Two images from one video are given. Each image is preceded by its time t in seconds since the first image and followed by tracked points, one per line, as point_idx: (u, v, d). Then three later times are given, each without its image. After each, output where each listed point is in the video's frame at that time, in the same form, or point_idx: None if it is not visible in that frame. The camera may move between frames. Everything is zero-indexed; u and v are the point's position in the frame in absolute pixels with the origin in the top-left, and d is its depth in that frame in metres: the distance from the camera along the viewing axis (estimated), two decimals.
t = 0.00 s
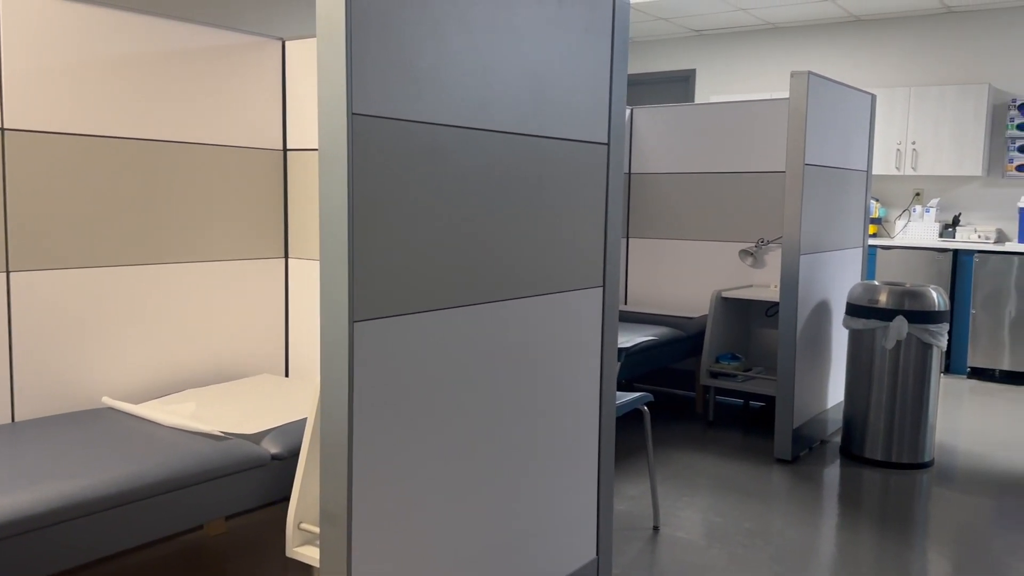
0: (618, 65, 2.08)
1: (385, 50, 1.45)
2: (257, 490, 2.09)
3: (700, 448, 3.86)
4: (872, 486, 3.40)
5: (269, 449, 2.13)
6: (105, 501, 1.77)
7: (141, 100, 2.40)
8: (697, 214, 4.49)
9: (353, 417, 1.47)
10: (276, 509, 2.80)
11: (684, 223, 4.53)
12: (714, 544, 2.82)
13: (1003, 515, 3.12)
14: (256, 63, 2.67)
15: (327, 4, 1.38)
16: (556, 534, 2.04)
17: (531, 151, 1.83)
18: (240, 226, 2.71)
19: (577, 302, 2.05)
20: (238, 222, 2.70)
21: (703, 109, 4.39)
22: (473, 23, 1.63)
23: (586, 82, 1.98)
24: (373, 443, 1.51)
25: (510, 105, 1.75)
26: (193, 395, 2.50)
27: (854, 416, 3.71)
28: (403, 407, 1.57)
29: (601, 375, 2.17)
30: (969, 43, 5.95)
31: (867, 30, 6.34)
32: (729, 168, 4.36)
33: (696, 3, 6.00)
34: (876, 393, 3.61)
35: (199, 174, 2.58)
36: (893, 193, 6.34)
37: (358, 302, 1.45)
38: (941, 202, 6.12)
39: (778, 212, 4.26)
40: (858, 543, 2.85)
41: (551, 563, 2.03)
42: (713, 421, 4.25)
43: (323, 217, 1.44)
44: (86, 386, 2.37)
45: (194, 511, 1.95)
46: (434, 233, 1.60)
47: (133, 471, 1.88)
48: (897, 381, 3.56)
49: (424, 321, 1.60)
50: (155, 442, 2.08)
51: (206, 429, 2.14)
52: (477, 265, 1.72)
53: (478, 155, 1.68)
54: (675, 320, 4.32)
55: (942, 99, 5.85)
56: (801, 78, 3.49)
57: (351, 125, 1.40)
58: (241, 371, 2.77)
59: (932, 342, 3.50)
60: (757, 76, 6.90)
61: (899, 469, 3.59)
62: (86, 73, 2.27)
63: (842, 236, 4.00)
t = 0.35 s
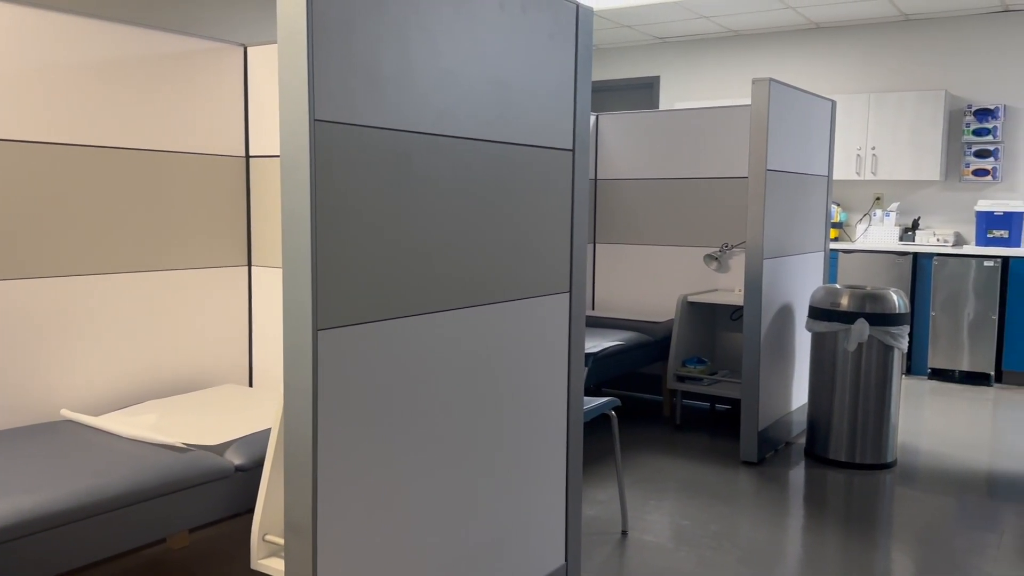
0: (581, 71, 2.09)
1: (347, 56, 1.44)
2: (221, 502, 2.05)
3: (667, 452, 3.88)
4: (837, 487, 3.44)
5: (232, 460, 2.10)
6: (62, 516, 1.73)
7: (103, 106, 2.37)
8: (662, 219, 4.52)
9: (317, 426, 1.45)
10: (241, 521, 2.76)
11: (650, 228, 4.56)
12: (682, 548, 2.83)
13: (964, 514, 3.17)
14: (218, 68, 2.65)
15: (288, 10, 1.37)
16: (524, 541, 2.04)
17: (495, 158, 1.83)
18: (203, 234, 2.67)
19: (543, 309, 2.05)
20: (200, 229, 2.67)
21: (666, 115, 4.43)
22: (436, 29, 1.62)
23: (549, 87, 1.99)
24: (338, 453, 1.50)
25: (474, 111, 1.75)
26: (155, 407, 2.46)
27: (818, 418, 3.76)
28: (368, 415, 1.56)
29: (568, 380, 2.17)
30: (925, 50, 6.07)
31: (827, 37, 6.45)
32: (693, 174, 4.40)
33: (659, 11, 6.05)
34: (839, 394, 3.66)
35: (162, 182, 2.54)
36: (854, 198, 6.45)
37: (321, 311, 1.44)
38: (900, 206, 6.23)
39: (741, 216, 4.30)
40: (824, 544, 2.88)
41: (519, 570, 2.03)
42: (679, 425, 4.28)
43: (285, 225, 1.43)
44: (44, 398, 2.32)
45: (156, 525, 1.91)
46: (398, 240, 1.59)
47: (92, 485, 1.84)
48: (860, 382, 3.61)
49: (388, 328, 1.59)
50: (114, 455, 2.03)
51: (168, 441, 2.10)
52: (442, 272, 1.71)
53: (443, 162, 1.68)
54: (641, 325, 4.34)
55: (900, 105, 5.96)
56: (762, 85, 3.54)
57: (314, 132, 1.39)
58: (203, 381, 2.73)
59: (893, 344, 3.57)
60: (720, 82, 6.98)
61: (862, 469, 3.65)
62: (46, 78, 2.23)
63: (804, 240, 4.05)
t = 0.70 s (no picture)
0: (546, 75, 2.10)
1: (309, 59, 1.42)
2: (184, 512, 2.03)
3: (635, 454, 3.90)
4: (802, 487, 3.48)
5: (196, 469, 2.07)
6: (21, 528, 1.69)
7: (61, 110, 2.33)
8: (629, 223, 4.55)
9: (281, 434, 1.44)
10: (205, 531, 2.72)
11: (617, 231, 4.59)
12: (650, 550, 2.85)
13: (926, 512, 3.23)
14: (180, 73, 2.59)
15: (248, 13, 1.36)
16: (492, 546, 2.04)
17: (460, 162, 1.83)
18: (165, 240, 2.63)
19: (510, 314, 2.05)
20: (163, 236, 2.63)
21: (632, 120, 4.46)
22: (400, 33, 1.62)
23: (514, 91, 1.98)
24: (302, 461, 1.48)
25: (438, 115, 1.74)
26: (116, 416, 2.42)
27: (783, 419, 3.81)
28: (333, 422, 1.54)
29: (536, 385, 2.17)
30: (885, 55, 6.18)
31: (790, 42, 6.54)
32: (659, 178, 4.44)
33: (625, 16, 6.09)
34: (804, 395, 3.71)
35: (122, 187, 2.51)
36: (816, 201, 6.55)
37: (284, 317, 1.43)
38: (862, 209, 6.34)
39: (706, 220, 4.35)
40: (790, 544, 2.91)
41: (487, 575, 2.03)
42: (647, 427, 4.31)
43: (247, 230, 1.41)
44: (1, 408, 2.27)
45: (118, 536, 1.88)
46: (362, 244, 1.58)
47: (51, 496, 1.80)
48: (824, 383, 3.66)
49: (353, 333, 1.58)
50: (75, 465, 2.00)
51: (130, 450, 2.07)
52: (406, 277, 1.70)
53: (407, 166, 1.67)
54: (608, 328, 4.37)
55: (860, 109, 6.07)
56: (725, 90, 3.57)
57: (275, 136, 1.38)
58: (166, 389, 2.69)
59: (856, 345, 3.62)
60: (685, 87, 7.04)
61: (827, 469, 3.70)
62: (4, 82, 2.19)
63: (768, 243, 4.10)
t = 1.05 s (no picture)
0: (511, 78, 2.10)
1: (269, 61, 1.41)
2: (147, 520, 1.99)
3: (603, 455, 3.92)
4: (767, 486, 3.52)
5: (157, 477, 2.03)
6: None
7: (15, 113, 2.30)
8: (594, 226, 4.57)
9: (242, 440, 1.42)
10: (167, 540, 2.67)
11: (582, 234, 4.61)
12: (617, 550, 2.86)
13: (888, 509, 3.28)
14: (138, 73, 2.52)
15: (207, 14, 1.34)
16: (459, 551, 2.03)
17: (424, 165, 1.82)
18: (124, 245, 2.58)
19: (476, 317, 2.05)
20: (122, 240, 2.57)
21: (597, 123, 4.49)
22: (362, 36, 1.61)
23: (478, 95, 1.98)
24: (265, 467, 1.47)
25: (401, 119, 1.74)
26: (75, 424, 2.37)
27: (748, 419, 3.85)
28: (295, 427, 1.53)
29: (503, 388, 2.17)
30: (845, 60, 6.29)
31: (752, 47, 6.63)
32: (624, 180, 4.46)
33: (589, 21, 6.14)
34: (767, 395, 3.76)
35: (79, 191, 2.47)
36: (779, 204, 6.64)
37: (246, 322, 1.41)
38: (823, 211, 6.44)
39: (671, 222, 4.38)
40: (755, 543, 2.94)
41: None
42: (614, 429, 4.33)
43: (207, 233, 1.39)
44: None
45: (78, 547, 1.84)
46: (325, 248, 1.57)
47: (8, 507, 1.76)
48: (787, 383, 3.71)
49: (315, 338, 1.56)
50: (32, 474, 1.96)
51: (89, 459, 2.04)
52: (369, 280, 1.69)
53: (369, 170, 1.67)
54: (575, 331, 4.38)
55: (821, 113, 6.17)
56: (689, 93, 3.61)
57: (235, 138, 1.36)
58: (127, 397, 2.64)
59: (817, 345, 3.67)
60: (649, 91, 7.11)
61: (790, 468, 3.74)
62: None
63: (732, 245, 4.15)
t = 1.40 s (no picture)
0: (472, 80, 2.10)
1: (226, 61, 1.40)
2: (103, 528, 1.96)
3: (567, 456, 3.93)
4: (728, 484, 3.57)
5: (113, 483, 1.99)
6: None
7: None
8: (557, 227, 4.59)
9: (200, 445, 1.40)
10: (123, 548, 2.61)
11: (546, 235, 4.63)
12: (581, 550, 2.88)
13: (846, 505, 3.34)
14: (96, 73, 2.49)
15: (162, 12, 1.33)
16: (422, 554, 2.02)
17: (385, 166, 1.81)
18: (80, 247, 2.53)
19: (439, 319, 2.05)
20: (78, 242, 2.53)
21: (560, 125, 4.50)
22: (322, 36, 1.60)
23: (439, 96, 1.98)
24: (223, 472, 1.45)
25: (362, 119, 1.73)
26: (28, 430, 2.32)
27: (709, 417, 3.89)
28: (254, 431, 1.51)
29: (466, 389, 2.17)
30: (802, 63, 6.40)
31: (711, 50, 6.72)
32: (587, 182, 4.49)
33: (551, 23, 6.16)
34: (728, 394, 3.80)
35: (33, 191, 2.41)
36: (739, 205, 6.72)
37: (203, 325, 1.39)
38: (782, 212, 6.54)
39: (634, 223, 4.42)
40: (717, 540, 2.97)
41: None
42: (579, 429, 4.35)
43: (163, 235, 1.37)
44: None
45: (31, 556, 1.80)
46: (283, 250, 1.55)
47: None
48: (747, 382, 3.76)
49: (275, 340, 1.55)
50: None
51: (43, 465, 2.00)
52: (329, 282, 1.68)
53: (329, 171, 1.65)
54: (538, 332, 4.40)
55: (780, 115, 6.27)
56: (650, 95, 3.64)
57: (191, 138, 1.34)
58: (82, 402, 2.59)
59: (777, 344, 3.73)
60: (611, 93, 7.15)
61: (752, 466, 3.79)
62: None
63: (693, 246, 4.19)
